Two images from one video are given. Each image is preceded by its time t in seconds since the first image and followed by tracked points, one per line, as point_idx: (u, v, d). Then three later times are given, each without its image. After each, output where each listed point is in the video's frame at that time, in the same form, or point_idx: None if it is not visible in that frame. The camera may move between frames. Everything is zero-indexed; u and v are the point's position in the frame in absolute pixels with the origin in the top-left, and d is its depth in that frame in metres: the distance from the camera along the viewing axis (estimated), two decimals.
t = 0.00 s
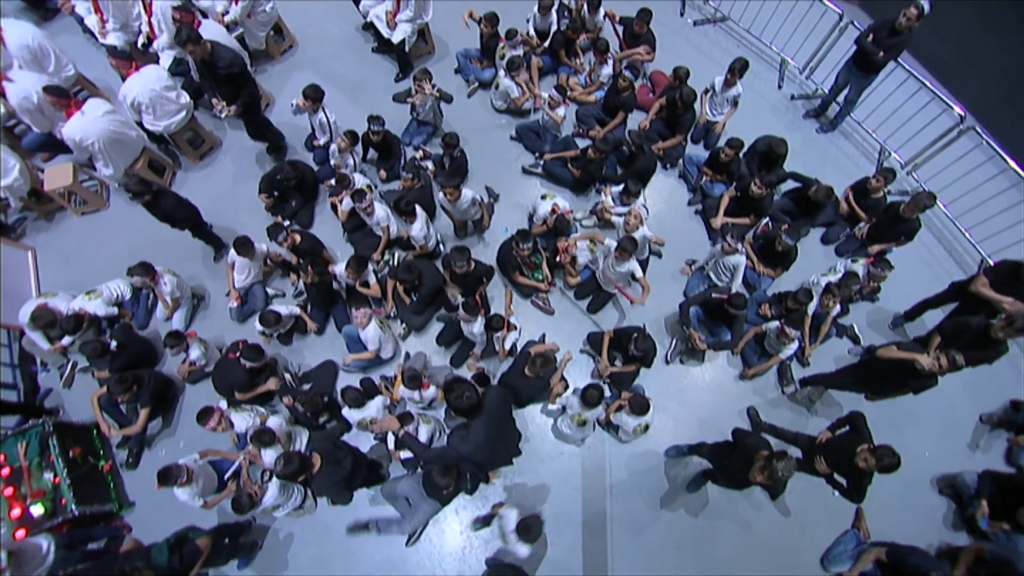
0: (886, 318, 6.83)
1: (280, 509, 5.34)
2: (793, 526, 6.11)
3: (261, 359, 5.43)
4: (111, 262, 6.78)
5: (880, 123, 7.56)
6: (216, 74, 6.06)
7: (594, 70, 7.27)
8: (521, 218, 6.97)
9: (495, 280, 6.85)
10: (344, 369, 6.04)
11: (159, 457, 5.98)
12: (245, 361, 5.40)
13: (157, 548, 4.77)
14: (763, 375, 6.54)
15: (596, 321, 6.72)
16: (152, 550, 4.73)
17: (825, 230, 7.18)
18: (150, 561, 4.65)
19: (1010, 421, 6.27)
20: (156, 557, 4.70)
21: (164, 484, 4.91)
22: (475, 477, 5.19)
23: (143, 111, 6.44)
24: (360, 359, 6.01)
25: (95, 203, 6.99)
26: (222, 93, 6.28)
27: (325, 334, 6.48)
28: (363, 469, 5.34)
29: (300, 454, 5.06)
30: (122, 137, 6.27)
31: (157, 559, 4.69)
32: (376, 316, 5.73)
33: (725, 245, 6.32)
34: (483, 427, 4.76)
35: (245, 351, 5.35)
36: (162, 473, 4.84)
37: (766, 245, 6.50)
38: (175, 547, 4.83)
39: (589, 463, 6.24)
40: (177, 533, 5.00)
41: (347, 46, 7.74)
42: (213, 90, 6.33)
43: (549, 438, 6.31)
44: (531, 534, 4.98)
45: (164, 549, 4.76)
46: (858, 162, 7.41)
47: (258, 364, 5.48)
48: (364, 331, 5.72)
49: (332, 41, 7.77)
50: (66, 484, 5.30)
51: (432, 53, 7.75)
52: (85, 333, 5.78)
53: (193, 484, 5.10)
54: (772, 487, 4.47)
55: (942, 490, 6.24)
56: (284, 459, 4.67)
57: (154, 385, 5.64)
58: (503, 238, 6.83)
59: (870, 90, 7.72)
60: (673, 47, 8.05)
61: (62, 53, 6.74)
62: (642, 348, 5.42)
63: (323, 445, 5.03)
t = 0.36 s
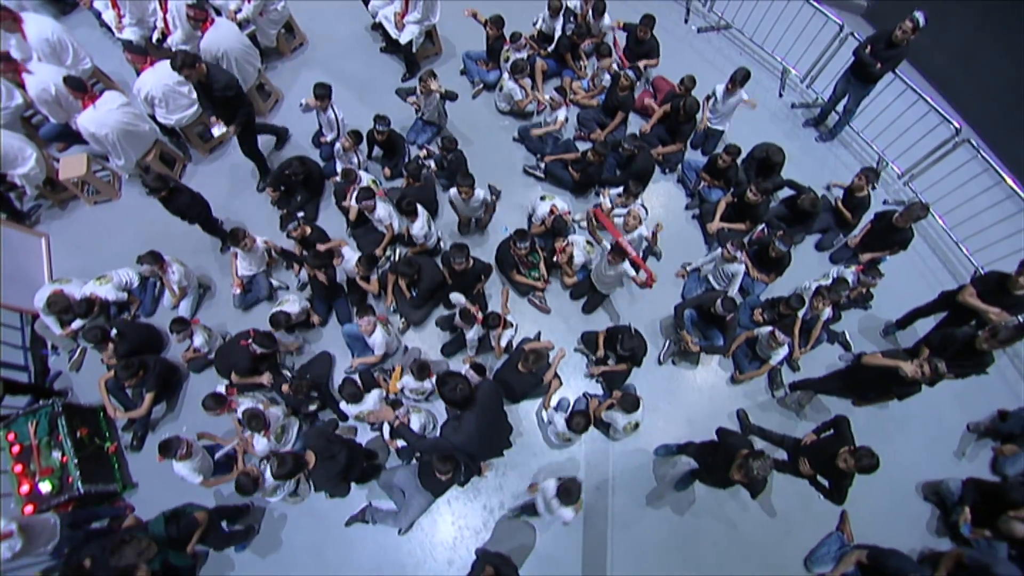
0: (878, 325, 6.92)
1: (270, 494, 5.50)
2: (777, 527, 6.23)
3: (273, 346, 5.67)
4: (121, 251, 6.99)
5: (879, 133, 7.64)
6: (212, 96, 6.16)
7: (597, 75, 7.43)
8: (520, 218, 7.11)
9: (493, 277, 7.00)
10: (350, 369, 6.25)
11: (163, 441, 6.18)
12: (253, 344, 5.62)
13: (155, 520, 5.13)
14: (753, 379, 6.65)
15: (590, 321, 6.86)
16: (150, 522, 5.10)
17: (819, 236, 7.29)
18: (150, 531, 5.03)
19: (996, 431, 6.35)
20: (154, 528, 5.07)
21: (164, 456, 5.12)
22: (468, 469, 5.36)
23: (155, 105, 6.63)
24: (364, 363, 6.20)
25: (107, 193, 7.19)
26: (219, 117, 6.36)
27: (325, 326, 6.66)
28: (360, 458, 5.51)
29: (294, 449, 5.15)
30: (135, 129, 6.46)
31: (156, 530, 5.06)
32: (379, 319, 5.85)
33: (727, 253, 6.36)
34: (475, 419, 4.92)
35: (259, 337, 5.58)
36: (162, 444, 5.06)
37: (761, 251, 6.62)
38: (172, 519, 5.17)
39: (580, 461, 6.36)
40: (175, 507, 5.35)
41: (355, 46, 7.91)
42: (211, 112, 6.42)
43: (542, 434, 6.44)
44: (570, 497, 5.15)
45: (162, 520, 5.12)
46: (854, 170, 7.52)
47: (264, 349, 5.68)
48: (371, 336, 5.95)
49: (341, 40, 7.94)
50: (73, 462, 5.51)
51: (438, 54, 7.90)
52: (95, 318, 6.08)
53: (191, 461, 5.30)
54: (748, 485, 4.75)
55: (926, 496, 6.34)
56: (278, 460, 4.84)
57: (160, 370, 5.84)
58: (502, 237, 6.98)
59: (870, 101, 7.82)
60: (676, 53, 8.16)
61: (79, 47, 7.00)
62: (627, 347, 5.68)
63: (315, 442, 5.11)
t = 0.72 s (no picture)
0: (870, 333, 7.02)
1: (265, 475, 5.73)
2: (763, 528, 6.34)
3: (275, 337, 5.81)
4: (131, 239, 7.18)
5: (878, 143, 7.73)
6: (202, 106, 6.25)
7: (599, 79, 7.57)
8: (519, 218, 7.26)
9: (491, 275, 7.15)
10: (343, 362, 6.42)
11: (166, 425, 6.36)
12: (256, 336, 5.78)
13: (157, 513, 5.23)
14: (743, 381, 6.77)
15: (585, 320, 7.00)
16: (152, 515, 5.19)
17: (814, 242, 7.39)
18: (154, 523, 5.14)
19: (983, 440, 6.44)
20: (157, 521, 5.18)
21: (166, 437, 5.29)
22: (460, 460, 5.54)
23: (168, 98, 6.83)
24: (358, 355, 6.37)
25: (118, 183, 7.38)
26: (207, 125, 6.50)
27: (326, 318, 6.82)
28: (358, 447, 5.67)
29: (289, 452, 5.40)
30: (148, 122, 6.64)
31: (158, 523, 5.17)
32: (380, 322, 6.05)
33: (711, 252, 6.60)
34: (467, 410, 5.07)
35: (261, 327, 5.74)
36: (165, 426, 5.22)
37: (755, 256, 6.76)
38: (173, 506, 5.27)
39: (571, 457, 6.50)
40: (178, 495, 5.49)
41: (364, 45, 8.07)
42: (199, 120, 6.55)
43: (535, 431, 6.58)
44: (612, 470, 5.34)
45: (164, 513, 5.23)
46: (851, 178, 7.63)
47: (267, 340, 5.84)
48: (366, 335, 6.09)
49: (350, 40, 8.11)
50: (79, 442, 5.74)
51: (445, 55, 8.05)
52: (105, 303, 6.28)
53: (191, 443, 5.46)
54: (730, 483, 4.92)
55: (911, 503, 6.43)
56: (273, 464, 5.18)
57: (164, 356, 6.03)
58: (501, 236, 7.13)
59: (870, 110, 7.91)
60: (680, 60, 8.26)
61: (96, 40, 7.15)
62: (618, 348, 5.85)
63: (305, 440, 5.29)
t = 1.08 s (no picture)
0: (861, 338, 7.11)
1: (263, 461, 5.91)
2: (748, 527, 6.45)
3: (269, 326, 5.98)
4: (139, 229, 7.37)
5: (875, 152, 7.80)
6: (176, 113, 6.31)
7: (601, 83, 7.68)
8: (518, 217, 7.40)
9: (488, 273, 7.29)
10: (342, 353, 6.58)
11: (168, 410, 6.55)
12: (255, 325, 5.95)
13: (161, 518, 5.14)
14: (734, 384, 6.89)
15: (580, 319, 7.13)
16: (155, 521, 5.11)
17: (810, 249, 7.47)
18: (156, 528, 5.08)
19: (969, 448, 6.52)
20: (159, 528, 5.10)
21: (172, 424, 5.51)
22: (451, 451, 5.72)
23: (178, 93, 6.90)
24: (358, 346, 6.52)
25: (128, 173, 7.56)
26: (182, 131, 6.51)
27: (327, 311, 7.00)
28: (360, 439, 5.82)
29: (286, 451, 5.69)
30: (158, 118, 6.82)
31: (162, 530, 5.10)
32: (379, 314, 6.26)
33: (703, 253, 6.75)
34: (459, 401, 5.22)
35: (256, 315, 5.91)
36: (171, 414, 5.45)
37: (749, 260, 6.86)
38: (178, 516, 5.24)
39: (561, 452, 6.65)
40: (185, 496, 5.40)
41: (371, 44, 8.22)
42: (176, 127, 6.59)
43: (527, 424, 6.73)
44: (639, 439, 5.64)
45: (168, 521, 5.14)
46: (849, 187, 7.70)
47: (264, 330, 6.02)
48: (366, 326, 6.27)
49: (357, 38, 8.26)
50: (84, 423, 5.90)
51: (450, 55, 8.19)
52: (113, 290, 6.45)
53: (196, 430, 5.68)
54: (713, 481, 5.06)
55: (895, 507, 6.52)
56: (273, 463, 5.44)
57: (168, 343, 6.20)
58: (500, 235, 7.27)
59: (869, 119, 7.99)
60: (681, 64, 8.36)
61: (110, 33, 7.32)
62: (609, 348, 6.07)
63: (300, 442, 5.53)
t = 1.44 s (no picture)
0: (853, 345, 7.19)
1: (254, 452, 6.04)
2: (733, 527, 6.56)
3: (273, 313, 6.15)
4: (147, 218, 7.55)
5: (872, 160, 7.88)
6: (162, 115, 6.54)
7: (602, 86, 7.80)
8: (517, 216, 7.54)
9: (486, 270, 7.43)
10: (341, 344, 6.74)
11: (170, 395, 6.74)
12: (257, 312, 6.13)
13: (152, 503, 5.32)
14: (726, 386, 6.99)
15: (574, 318, 7.27)
16: (146, 505, 5.28)
17: (805, 256, 7.55)
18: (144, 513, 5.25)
19: (955, 455, 6.60)
20: (148, 513, 5.28)
21: (178, 411, 5.62)
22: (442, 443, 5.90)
23: (188, 86, 7.04)
24: (358, 337, 6.69)
25: (138, 163, 7.74)
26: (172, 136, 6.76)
27: (327, 303, 7.16)
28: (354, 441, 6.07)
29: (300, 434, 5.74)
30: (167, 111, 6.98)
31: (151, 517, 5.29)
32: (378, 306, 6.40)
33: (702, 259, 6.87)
34: (449, 392, 5.35)
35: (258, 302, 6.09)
36: (178, 400, 5.57)
37: (743, 264, 6.95)
38: (168, 505, 5.41)
39: (551, 448, 6.79)
40: (179, 485, 5.59)
41: (377, 42, 8.37)
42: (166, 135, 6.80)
43: (519, 419, 6.88)
44: (649, 400, 5.99)
45: (158, 508, 5.32)
46: (846, 194, 7.77)
47: (268, 316, 6.19)
48: (366, 316, 6.43)
49: (364, 37, 8.41)
50: (88, 405, 6.09)
51: (455, 55, 8.32)
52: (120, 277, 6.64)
53: (200, 417, 5.82)
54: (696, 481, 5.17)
55: (880, 512, 6.61)
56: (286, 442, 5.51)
57: (172, 330, 6.38)
58: (498, 233, 7.42)
59: (868, 127, 8.07)
60: (682, 69, 8.45)
61: (124, 27, 7.49)
62: (600, 347, 6.24)
63: (315, 430, 5.70)
